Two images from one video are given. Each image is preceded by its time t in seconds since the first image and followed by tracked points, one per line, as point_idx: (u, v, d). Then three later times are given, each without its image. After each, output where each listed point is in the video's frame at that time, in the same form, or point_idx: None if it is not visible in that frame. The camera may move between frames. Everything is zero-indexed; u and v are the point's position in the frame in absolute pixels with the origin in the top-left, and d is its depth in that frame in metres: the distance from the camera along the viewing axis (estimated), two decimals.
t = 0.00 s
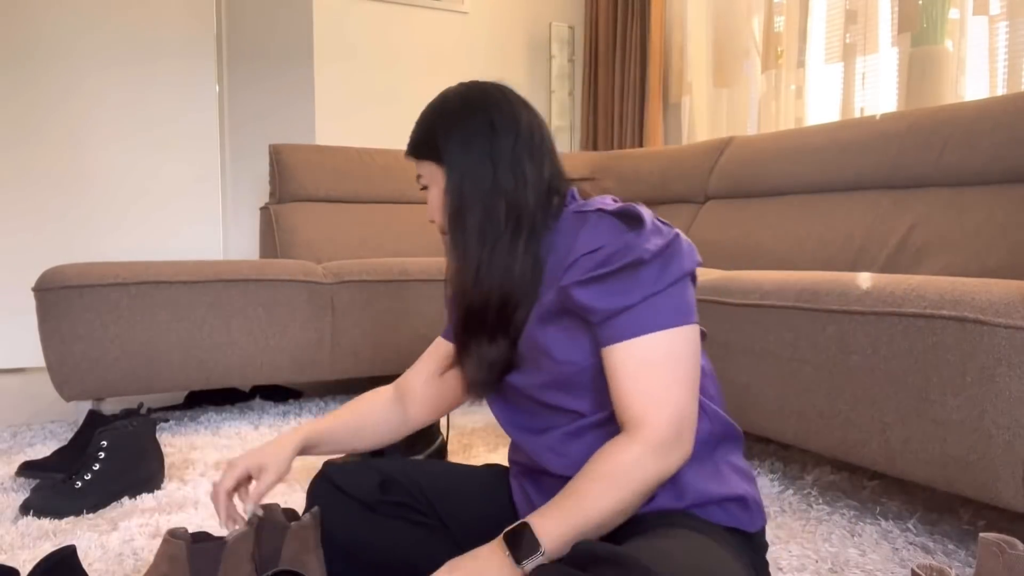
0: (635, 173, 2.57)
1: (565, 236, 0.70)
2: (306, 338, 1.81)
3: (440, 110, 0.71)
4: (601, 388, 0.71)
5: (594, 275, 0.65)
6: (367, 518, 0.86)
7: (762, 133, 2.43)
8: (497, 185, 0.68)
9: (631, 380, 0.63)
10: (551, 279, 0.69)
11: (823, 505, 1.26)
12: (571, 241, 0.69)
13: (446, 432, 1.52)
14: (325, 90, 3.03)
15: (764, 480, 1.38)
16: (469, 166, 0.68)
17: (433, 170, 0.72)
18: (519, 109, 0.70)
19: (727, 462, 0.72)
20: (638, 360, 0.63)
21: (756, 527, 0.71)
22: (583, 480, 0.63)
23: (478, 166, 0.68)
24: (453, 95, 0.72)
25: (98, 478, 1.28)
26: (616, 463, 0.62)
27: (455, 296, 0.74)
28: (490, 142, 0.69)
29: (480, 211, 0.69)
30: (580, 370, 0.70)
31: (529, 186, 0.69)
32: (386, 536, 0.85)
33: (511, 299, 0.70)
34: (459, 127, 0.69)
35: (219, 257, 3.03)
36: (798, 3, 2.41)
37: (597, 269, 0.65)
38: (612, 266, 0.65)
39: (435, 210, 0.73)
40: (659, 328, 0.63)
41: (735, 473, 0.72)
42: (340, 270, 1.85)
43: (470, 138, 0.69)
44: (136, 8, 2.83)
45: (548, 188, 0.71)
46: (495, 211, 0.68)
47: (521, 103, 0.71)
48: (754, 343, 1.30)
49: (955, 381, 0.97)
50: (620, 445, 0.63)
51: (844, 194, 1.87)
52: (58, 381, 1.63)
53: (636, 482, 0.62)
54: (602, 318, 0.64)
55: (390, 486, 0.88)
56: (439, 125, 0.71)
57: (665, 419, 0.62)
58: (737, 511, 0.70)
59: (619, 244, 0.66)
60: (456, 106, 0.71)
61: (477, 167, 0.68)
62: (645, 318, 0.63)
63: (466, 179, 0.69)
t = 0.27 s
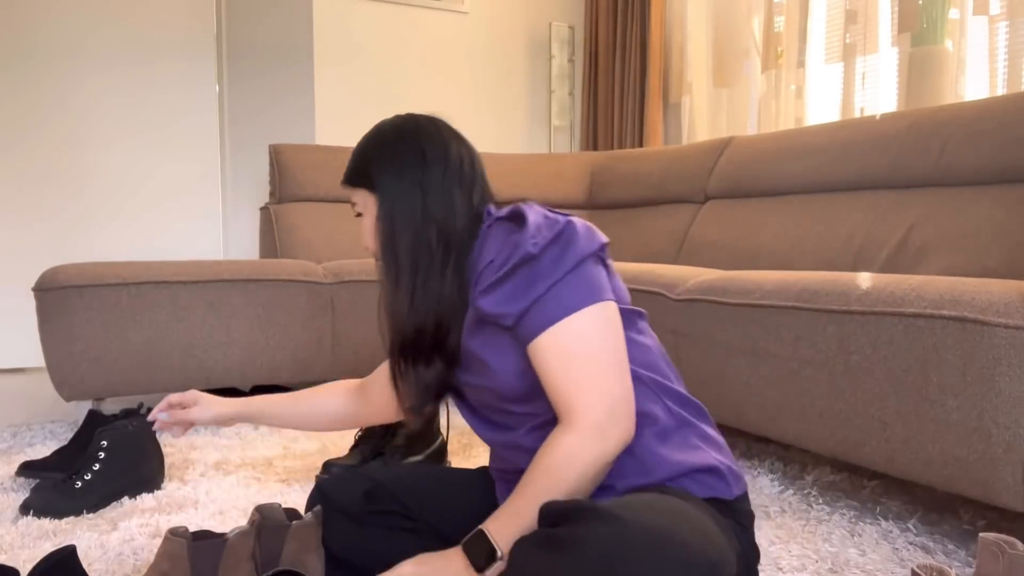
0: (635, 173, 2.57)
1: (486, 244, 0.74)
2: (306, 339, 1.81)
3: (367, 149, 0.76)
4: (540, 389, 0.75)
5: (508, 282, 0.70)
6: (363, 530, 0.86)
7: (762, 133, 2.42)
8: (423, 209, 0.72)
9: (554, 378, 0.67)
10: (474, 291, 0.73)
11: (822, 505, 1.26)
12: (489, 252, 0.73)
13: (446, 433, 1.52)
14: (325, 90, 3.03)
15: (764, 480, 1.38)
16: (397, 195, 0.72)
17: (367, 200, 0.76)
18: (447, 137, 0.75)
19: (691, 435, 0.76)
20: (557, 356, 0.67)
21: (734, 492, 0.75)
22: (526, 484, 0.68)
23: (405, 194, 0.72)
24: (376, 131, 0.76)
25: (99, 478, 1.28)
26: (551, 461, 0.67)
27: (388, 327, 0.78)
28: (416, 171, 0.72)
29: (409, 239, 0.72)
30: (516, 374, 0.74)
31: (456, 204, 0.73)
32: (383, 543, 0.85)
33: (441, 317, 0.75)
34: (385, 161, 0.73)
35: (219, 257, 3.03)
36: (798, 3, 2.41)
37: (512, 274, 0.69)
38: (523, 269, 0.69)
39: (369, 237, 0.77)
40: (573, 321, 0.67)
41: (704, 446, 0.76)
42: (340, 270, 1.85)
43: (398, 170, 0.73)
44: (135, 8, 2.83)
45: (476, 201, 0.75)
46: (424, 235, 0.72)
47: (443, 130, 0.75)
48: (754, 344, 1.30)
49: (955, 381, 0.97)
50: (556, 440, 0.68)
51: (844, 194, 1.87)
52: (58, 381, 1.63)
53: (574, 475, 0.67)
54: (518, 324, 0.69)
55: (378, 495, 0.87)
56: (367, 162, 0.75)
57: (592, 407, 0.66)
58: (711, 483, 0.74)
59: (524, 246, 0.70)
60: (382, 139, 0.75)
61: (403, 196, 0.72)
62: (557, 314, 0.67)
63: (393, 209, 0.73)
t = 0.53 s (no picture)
0: (635, 173, 2.56)
1: (400, 271, 0.77)
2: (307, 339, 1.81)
3: (292, 171, 0.79)
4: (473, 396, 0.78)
5: (423, 304, 0.73)
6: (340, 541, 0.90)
7: (762, 133, 2.42)
8: (345, 233, 0.76)
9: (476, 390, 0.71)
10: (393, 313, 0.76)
11: (823, 505, 1.26)
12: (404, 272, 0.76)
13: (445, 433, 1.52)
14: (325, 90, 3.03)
15: (764, 481, 1.38)
16: (321, 218, 0.76)
17: (290, 218, 0.79)
18: (367, 158, 0.78)
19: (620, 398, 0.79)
20: (475, 370, 0.70)
21: (676, 438, 0.77)
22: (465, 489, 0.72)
23: (327, 219, 0.76)
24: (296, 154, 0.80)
25: (98, 478, 1.28)
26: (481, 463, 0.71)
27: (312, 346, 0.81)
28: (338, 196, 0.76)
29: (332, 264, 0.76)
30: (449, 389, 0.77)
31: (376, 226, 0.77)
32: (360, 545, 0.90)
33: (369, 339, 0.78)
34: (307, 186, 0.76)
35: (219, 257, 3.02)
36: (798, 3, 2.41)
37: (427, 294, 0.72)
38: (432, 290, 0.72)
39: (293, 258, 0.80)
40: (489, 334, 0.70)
41: (636, 404, 0.78)
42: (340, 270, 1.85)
43: (320, 194, 0.76)
44: (136, 8, 2.83)
45: (400, 223, 0.79)
46: (346, 259, 0.76)
47: (363, 152, 0.79)
48: (753, 344, 1.30)
49: (955, 381, 0.97)
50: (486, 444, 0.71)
51: (845, 194, 1.87)
52: (58, 381, 1.63)
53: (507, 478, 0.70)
54: (436, 345, 0.72)
55: (354, 504, 0.91)
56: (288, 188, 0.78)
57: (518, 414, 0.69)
58: (647, 436, 0.76)
59: (430, 267, 0.72)
60: (300, 164, 0.78)
61: (326, 220, 0.76)
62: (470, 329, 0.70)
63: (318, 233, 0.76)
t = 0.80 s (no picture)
0: (635, 173, 2.56)
1: (387, 281, 0.75)
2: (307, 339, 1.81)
3: (259, 185, 0.77)
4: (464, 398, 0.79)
5: (414, 316, 0.72)
6: (334, 543, 0.89)
7: (762, 133, 2.42)
8: (321, 246, 0.75)
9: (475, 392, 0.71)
10: (382, 327, 0.75)
11: (823, 505, 1.26)
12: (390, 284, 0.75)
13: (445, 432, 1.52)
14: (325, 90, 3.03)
15: (764, 481, 1.38)
16: (294, 230, 0.74)
17: (260, 231, 0.78)
18: (344, 169, 0.77)
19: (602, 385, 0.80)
20: (474, 375, 0.70)
21: (659, 418, 0.78)
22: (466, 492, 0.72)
23: (302, 230, 0.75)
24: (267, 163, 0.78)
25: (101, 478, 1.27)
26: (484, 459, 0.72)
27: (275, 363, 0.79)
28: (315, 209, 0.75)
29: (308, 276, 0.75)
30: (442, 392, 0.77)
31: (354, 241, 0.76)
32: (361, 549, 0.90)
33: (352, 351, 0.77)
34: (280, 196, 0.75)
35: (219, 257, 3.02)
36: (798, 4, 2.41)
37: (417, 305, 0.71)
38: (425, 300, 0.71)
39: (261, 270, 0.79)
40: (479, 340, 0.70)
41: (619, 390, 0.79)
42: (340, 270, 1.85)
43: (295, 205, 0.75)
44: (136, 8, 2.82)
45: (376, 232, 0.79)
46: (320, 275, 0.75)
47: (337, 163, 0.78)
48: (753, 344, 1.30)
49: (955, 380, 0.97)
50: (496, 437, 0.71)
51: (845, 194, 1.87)
52: (58, 381, 1.63)
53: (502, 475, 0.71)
54: (430, 355, 0.71)
55: (350, 508, 0.92)
56: (259, 200, 0.76)
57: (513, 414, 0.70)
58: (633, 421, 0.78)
59: (422, 277, 0.71)
60: (271, 174, 0.76)
61: (301, 232, 0.75)
62: (463, 337, 0.70)
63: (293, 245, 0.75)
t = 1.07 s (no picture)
0: (635, 173, 2.57)
1: (437, 258, 0.76)
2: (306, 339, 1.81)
3: (294, 162, 0.76)
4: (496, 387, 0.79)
5: (458, 297, 0.73)
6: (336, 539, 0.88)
7: (762, 133, 2.42)
8: (363, 223, 0.75)
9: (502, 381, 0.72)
10: (423, 302, 0.76)
11: (823, 505, 1.26)
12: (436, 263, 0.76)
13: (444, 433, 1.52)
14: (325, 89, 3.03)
15: (764, 480, 1.38)
16: (335, 210, 0.75)
17: (299, 214, 0.78)
18: (375, 142, 0.77)
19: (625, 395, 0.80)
20: (508, 362, 0.71)
21: (679, 434, 0.78)
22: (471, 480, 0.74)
23: (343, 210, 0.75)
24: (297, 142, 0.78)
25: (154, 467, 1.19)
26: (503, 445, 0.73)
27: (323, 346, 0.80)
28: (353, 184, 0.75)
29: (353, 254, 0.75)
30: (475, 377, 0.78)
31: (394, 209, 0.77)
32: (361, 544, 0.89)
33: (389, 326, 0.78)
34: (316, 176, 0.75)
35: (219, 257, 3.02)
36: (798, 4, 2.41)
37: (463, 289, 0.72)
38: (473, 284, 0.72)
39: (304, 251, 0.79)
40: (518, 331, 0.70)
41: (641, 401, 0.79)
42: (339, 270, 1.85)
43: (331, 182, 0.75)
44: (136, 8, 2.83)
45: (413, 204, 0.79)
46: (367, 250, 0.76)
47: (367, 136, 0.77)
48: (753, 344, 1.30)
49: (955, 381, 0.97)
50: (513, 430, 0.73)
51: (845, 194, 1.87)
52: (58, 381, 1.63)
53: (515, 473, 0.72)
54: (469, 336, 0.72)
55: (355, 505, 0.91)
56: (293, 179, 0.76)
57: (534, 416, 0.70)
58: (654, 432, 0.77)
59: (474, 262, 0.72)
60: (305, 154, 0.76)
61: (342, 208, 0.75)
62: (503, 327, 0.70)
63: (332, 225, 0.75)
